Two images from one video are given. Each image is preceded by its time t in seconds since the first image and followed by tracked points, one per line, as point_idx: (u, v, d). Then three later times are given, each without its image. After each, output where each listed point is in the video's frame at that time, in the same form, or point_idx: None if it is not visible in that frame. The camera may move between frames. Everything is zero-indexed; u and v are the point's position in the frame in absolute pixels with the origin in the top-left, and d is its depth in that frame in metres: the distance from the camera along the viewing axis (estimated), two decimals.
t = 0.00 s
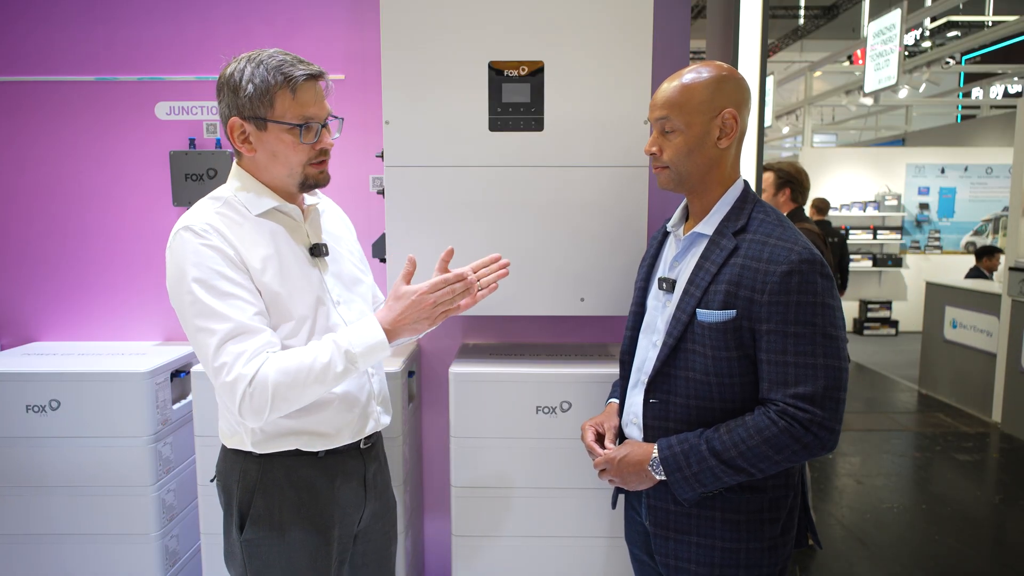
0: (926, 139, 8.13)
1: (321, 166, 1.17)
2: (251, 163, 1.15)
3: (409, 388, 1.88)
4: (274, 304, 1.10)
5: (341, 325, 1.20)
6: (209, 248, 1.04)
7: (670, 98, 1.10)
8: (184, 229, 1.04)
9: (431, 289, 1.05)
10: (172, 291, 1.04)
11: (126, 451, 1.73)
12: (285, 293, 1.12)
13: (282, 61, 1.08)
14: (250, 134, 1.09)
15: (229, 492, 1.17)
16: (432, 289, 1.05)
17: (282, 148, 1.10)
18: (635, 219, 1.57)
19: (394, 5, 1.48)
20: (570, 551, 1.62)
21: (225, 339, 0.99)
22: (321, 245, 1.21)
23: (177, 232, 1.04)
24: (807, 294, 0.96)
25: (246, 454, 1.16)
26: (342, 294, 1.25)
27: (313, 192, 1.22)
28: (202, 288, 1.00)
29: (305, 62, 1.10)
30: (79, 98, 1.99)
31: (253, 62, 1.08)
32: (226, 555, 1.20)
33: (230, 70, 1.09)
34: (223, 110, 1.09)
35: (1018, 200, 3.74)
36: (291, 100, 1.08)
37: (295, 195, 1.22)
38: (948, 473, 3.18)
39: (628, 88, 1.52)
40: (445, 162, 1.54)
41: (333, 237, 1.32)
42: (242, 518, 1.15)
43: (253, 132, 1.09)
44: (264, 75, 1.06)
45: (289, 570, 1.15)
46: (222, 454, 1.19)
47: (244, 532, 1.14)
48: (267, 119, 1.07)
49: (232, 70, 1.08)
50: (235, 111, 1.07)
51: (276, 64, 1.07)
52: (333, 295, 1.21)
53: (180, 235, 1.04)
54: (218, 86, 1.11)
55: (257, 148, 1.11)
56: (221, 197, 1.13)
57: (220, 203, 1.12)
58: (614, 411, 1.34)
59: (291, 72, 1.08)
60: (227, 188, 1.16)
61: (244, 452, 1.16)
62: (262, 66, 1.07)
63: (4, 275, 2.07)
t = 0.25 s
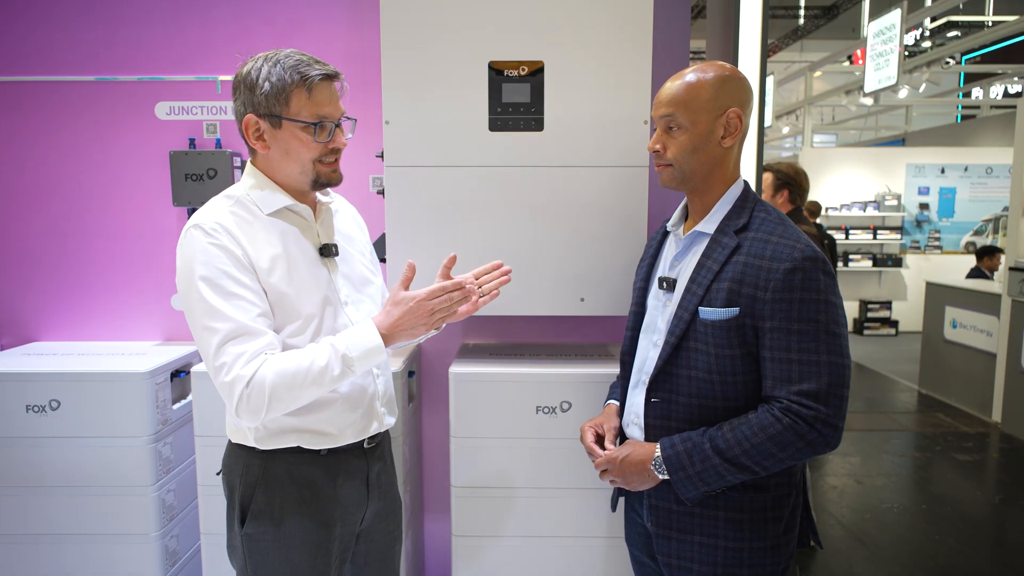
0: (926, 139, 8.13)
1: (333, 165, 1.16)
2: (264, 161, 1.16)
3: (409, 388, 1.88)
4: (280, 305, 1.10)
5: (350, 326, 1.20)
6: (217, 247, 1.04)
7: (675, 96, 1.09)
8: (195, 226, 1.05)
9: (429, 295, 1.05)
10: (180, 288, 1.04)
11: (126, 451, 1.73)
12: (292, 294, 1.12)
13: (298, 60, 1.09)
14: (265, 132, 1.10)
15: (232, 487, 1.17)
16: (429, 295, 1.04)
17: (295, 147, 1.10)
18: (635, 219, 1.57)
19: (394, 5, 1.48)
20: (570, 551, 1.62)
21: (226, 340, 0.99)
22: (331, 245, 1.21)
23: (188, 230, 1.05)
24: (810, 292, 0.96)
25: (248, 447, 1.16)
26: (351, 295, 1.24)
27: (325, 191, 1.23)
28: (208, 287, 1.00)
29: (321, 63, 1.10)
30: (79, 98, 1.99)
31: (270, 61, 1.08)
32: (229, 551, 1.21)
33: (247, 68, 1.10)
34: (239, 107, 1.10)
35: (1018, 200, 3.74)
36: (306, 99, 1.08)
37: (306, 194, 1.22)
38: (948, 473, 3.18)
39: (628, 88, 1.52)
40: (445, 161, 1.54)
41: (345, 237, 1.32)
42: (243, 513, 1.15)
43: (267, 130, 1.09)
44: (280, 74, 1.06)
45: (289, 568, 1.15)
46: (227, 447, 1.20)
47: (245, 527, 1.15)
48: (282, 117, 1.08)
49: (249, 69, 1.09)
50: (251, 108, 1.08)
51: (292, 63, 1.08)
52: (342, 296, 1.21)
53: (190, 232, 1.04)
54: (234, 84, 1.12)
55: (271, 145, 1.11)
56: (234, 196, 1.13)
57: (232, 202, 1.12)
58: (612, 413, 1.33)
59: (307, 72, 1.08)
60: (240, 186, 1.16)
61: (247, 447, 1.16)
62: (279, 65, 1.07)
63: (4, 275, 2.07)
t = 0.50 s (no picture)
0: (926, 139, 8.13)
1: (342, 167, 1.16)
2: (275, 161, 1.16)
3: (409, 388, 1.88)
4: (284, 304, 1.10)
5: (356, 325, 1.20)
6: (224, 245, 1.04)
7: (678, 95, 1.09)
8: (203, 224, 1.05)
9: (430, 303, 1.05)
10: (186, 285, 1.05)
11: (126, 451, 1.73)
12: (297, 294, 1.11)
13: (311, 63, 1.09)
14: (276, 132, 1.10)
15: (236, 483, 1.17)
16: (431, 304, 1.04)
17: (305, 147, 1.10)
18: (635, 219, 1.57)
19: (394, 5, 1.48)
20: (570, 551, 1.62)
21: (227, 338, 0.99)
22: (338, 245, 1.21)
23: (197, 228, 1.06)
24: (817, 292, 0.96)
25: (251, 447, 1.16)
26: (357, 294, 1.24)
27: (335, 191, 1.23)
28: (212, 285, 1.01)
29: (333, 66, 1.10)
30: (79, 98, 1.99)
31: (284, 63, 1.09)
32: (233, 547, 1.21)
33: (262, 68, 1.10)
34: (252, 107, 1.10)
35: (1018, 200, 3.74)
36: (318, 101, 1.08)
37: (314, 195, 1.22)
38: (949, 473, 3.18)
39: (629, 88, 1.52)
40: (445, 162, 1.54)
41: (354, 237, 1.31)
42: (246, 508, 1.15)
43: (279, 130, 1.09)
44: (293, 76, 1.07)
45: (291, 567, 1.15)
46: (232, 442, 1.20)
47: (248, 522, 1.15)
48: (294, 117, 1.07)
49: (263, 70, 1.09)
50: (263, 108, 1.08)
51: (306, 66, 1.08)
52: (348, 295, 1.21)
53: (198, 230, 1.05)
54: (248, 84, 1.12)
55: (282, 146, 1.11)
56: (245, 195, 1.14)
57: (242, 201, 1.13)
58: (616, 413, 1.32)
59: (319, 74, 1.08)
60: (250, 187, 1.16)
61: (251, 445, 1.16)
62: (292, 67, 1.08)
63: (4, 275, 2.07)
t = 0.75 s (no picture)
0: (926, 139, 8.14)
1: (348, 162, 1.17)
2: (280, 159, 1.15)
3: (409, 388, 1.88)
4: (281, 303, 1.10)
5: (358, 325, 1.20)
6: (222, 243, 1.04)
7: (683, 94, 1.09)
8: (202, 222, 1.05)
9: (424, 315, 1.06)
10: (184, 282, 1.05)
11: (126, 451, 1.73)
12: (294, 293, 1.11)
13: (319, 60, 1.10)
14: (285, 127, 1.09)
15: (235, 483, 1.17)
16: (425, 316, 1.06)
17: (315, 142, 1.10)
18: (635, 219, 1.56)
19: (394, 5, 1.48)
20: (570, 551, 1.62)
21: (220, 336, 0.99)
22: (338, 245, 1.21)
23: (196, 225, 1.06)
24: (821, 293, 0.96)
25: (250, 447, 1.16)
26: (357, 294, 1.24)
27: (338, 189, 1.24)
28: (209, 282, 1.00)
29: (341, 63, 1.13)
30: (79, 98, 1.99)
31: (291, 61, 1.09)
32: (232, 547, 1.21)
33: (267, 68, 1.10)
34: (258, 105, 1.09)
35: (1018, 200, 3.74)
36: (329, 95, 1.10)
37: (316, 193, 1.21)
38: (949, 474, 3.18)
39: (629, 88, 1.51)
40: (445, 162, 1.54)
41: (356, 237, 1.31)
42: (244, 508, 1.15)
43: (288, 125, 1.09)
44: (303, 71, 1.08)
45: (289, 567, 1.15)
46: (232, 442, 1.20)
47: (245, 522, 1.14)
48: (304, 112, 1.08)
49: (270, 68, 1.09)
50: (272, 104, 1.08)
51: (315, 62, 1.10)
52: (348, 295, 1.21)
53: (197, 227, 1.05)
54: (252, 84, 1.11)
55: (290, 141, 1.10)
56: (247, 194, 1.14)
57: (242, 199, 1.13)
58: (619, 413, 1.33)
59: (329, 71, 1.10)
60: (251, 186, 1.16)
61: (250, 444, 1.16)
62: (301, 64, 1.09)
63: (4, 274, 2.07)
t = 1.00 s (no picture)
0: (926, 139, 8.13)
1: (348, 160, 1.18)
2: (278, 158, 1.14)
3: (409, 388, 1.88)
4: (279, 301, 1.10)
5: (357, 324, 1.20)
6: (218, 240, 1.04)
7: (685, 93, 1.09)
8: (198, 220, 1.06)
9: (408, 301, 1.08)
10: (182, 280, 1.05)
11: (126, 451, 1.73)
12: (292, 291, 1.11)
13: (318, 59, 1.11)
14: (286, 125, 1.09)
15: (235, 483, 1.17)
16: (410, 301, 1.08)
17: (317, 138, 1.10)
18: (635, 219, 1.56)
19: (394, 5, 1.48)
20: (570, 551, 1.62)
21: (214, 333, 0.99)
22: (336, 243, 1.21)
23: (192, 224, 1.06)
24: (823, 294, 0.96)
25: (250, 447, 1.16)
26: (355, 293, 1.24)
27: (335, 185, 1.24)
28: (205, 280, 1.00)
29: (341, 62, 1.14)
30: (79, 98, 1.99)
31: (291, 59, 1.10)
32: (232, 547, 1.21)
33: (266, 67, 1.09)
34: (257, 102, 1.09)
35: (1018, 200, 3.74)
36: (331, 92, 1.11)
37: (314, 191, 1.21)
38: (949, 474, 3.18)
39: (629, 87, 1.51)
40: (445, 162, 1.54)
41: (354, 236, 1.31)
42: (244, 509, 1.15)
43: (290, 122, 1.08)
44: (305, 69, 1.08)
45: (290, 566, 1.15)
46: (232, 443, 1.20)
47: (245, 522, 1.14)
48: (307, 108, 1.08)
49: (269, 65, 1.09)
50: (274, 101, 1.08)
51: (315, 61, 1.11)
52: (346, 294, 1.21)
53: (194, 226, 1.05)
54: (250, 82, 1.11)
55: (291, 138, 1.10)
56: (244, 194, 1.14)
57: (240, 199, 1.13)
58: (622, 414, 1.33)
59: (330, 69, 1.11)
60: (249, 186, 1.16)
61: (251, 444, 1.16)
62: (302, 62, 1.09)
63: (4, 275, 2.07)
